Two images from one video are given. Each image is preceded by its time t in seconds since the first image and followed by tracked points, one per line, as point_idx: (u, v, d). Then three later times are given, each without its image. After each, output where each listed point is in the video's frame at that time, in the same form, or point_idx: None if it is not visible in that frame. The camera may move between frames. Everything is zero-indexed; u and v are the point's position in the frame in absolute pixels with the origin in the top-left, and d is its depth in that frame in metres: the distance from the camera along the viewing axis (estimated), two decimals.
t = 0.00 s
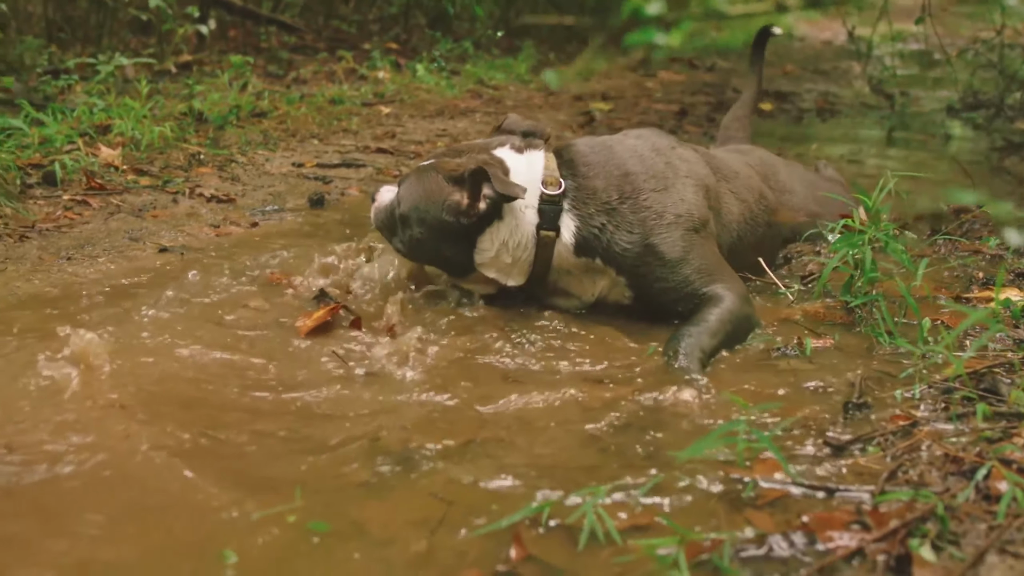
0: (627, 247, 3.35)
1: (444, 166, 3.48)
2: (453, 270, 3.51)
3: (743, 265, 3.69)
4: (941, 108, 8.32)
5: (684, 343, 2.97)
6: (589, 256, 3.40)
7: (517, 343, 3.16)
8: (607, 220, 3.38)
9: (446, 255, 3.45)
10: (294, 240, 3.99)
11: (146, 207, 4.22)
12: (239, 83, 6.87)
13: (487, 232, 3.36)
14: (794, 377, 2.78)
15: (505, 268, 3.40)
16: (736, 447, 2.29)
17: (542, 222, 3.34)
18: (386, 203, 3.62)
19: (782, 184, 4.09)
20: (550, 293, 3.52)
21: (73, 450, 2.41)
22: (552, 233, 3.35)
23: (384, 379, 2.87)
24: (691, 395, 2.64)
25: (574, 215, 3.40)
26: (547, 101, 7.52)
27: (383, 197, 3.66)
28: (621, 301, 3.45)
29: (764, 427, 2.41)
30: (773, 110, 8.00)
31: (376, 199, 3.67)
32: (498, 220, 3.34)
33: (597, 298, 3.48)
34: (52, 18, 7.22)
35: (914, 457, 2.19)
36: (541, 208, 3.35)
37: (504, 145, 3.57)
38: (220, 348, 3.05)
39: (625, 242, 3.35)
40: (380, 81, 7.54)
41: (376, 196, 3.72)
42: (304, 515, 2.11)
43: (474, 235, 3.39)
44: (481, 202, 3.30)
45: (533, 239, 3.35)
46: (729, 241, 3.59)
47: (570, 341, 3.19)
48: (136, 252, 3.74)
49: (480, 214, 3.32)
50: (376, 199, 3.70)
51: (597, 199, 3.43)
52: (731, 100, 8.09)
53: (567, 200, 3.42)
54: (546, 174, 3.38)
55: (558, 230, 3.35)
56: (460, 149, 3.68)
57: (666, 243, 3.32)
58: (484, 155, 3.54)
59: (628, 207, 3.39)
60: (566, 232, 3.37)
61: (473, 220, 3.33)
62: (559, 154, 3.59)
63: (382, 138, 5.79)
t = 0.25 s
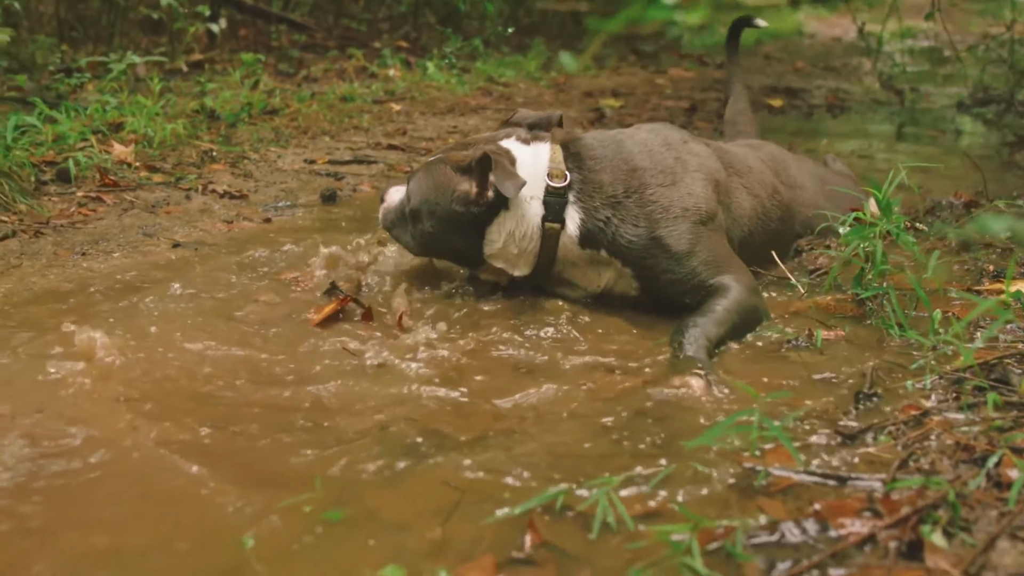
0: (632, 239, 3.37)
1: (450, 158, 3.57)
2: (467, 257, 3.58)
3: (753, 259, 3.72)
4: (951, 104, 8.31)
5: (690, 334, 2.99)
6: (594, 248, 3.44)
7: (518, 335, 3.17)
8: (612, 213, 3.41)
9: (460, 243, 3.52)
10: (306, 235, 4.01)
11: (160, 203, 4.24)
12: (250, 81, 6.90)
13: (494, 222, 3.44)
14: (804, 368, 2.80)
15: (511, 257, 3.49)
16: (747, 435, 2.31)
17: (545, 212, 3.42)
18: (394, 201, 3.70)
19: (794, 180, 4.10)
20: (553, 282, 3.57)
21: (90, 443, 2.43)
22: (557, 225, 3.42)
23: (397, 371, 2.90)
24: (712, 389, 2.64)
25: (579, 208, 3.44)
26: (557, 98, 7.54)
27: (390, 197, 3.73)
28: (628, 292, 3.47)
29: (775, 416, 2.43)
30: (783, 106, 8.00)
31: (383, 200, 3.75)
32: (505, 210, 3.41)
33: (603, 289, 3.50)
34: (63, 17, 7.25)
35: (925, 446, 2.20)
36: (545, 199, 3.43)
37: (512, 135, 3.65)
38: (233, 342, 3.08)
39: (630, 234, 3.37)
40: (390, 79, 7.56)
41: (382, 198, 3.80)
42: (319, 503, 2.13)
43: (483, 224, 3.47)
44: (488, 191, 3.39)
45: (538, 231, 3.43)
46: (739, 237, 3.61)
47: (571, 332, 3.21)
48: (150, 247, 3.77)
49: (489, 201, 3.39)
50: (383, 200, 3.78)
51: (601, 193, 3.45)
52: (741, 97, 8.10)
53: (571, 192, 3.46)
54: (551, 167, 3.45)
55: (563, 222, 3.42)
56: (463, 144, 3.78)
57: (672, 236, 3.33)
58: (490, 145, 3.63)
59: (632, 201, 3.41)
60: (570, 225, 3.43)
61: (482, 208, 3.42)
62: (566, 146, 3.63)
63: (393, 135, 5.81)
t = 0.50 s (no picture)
0: (639, 234, 3.39)
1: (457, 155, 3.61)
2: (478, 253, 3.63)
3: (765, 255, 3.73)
4: (961, 101, 8.30)
5: (695, 326, 3.03)
6: (602, 243, 3.47)
7: (527, 329, 3.20)
8: (619, 208, 3.43)
9: (470, 239, 3.58)
10: (318, 232, 4.03)
11: (172, 200, 4.26)
12: (261, 79, 6.92)
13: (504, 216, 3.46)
14: (814, 361, 2.81)
15: (520, 250, 3.51)
16: (759, 426, 2.33)
17: (555, 207, 3.45)
18: (403, 202, 3.76)
19: (806, 178, 4.11)
20: (562, 275, 3.60)
21: (108, 437, 2.45)
22: (565, 220, 3.45)
23: (409, 366, 2.92)
24: (717, 378, 2.68)
25: (586, 203, 3.48)
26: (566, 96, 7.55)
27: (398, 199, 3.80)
28: (635, 287, 3.49)
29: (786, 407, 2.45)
30: (793, 104, 8.00)
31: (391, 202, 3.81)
32: (513, 204, 3.43)
33: (610, 284, 3.53)
34: (75, 17, 7.29)
35: (936, 438, 2.21)
36: (553, 194, 3.45)
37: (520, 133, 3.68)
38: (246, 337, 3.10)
39: (637, 229, 3.39)
40: (401, 78, 7.59)
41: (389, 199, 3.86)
42: (335, 494, 2.15)
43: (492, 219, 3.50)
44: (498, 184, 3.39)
45: (546, 226, 3.46)
46: (751, 234, 3.62)
47: (578, 327, 3.22)
48: (163, 244, 3.79)
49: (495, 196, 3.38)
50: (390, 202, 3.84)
51: (608, 187, 3.48)
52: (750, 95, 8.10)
53: (579, 187, 3.50)
54: (559, 162, 3.47)
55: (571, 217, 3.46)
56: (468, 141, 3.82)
57: (678, 230, 3.33)
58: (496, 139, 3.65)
59: (639, 195, 3.43)
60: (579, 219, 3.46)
61: (493, 201, 3.41)
62: (573, 144, 3.67)
63: (404, 133, 5.83)
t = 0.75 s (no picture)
0: (646, 231, 3.41)
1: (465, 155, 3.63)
2: (485, 254, 3.66)
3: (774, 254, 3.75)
4: (971, 101, 8.30)
5: (702, 317, 3.07)
6: (610, 241, 3.49)
7: (536, 326, 3.21)
8: (627, 206, 3.45)
9: (478, 240, 3.60)
10: (328, 231, 4.05)
11: (184, 199, 4.28)
12: (271, 80, 6.95)
13: (513, 217, 3.48)
14: (823, 358, 2.83)
15: (530, 250, 3.54)
16: (770, 421, 2.34)
17: (563, 206, 3.47)
18: (408, 205, 3.77)
19: (816, 176, 4.12)
20: (569, 275, 3.62)
21: (121, 433, 2.47)
22: (574, 218, 3.47)
23: (420, 363, 2.93)
24: (722, 369, 2.71)
25: (595, 201, 3.50)
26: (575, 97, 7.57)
27: (402, 202, 3.81)
28: (642, 284, 3.51)
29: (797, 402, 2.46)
30: (802, 104, 8.01)
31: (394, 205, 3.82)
32: (523, 201, 3.45)
33: (616, 281, 3.56)
34: (86, 19, 7.31)
35: (945, 432, 2.22)
36: (562, 191, 3.46)
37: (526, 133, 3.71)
38: (258, 334, 3.12)
39: (645, 226, 3.41)
40: (410, 79, 7.60)
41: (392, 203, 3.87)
42: (349, 488, 2.17)
43: (501, 219, 3.52)
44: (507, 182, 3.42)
45: (554, 224, 3.47)
46: (761, 233, 3.64)
47: (586, 322, 3.24)
48: (176, 242, 3.81)
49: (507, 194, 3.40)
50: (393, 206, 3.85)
51: (616, 185, 3.50)
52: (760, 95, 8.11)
53: (587, 185, 3.52)
54: (566, 160, 3.50)
55: (580, 215, 3.47)
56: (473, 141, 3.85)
57: (685, 227, 3.36)
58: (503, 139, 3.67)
59: (647, 193, 3.45)
60: (587, 218, 3.49)
61: (502, 200, 3.45)
62: (579, 142, 3.68)
63: (413, 132, 5.85)
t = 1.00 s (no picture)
0: (654, 231, 3.42)
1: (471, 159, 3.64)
2: (490, 258, 3.66)
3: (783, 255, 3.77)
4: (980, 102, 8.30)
5: (709, 309, 3.13)
6: (618, 242, 3.50)
7: (546, 326, 3.22)
8: (635, 206, 3.46)
9: (484, 244, 3.61)
10: (338, 231, 4.07)
11: (195, 200, 4.30)
12: (281, 83, 6.97)
13: (521, 220, 3.49)
14: (832, 357, 2.84)
15: (540, 254, 3.54)
16: (782, 418, 2.35)
17: (572, 208, 3.48)
18: (411, 210, 3.78)
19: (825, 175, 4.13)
20: (578, 276, 3.64)
21: (134, 431, 2.49)
22: (583, 220, 3.48)
23: (430, 363, 2.94)
24: (727, 364, 2.76)
25: (603, 202, 3.52)
26: (584, 99, 7.58)
27: (404, 208, 3.81)
28: (650, 283, 3.53)
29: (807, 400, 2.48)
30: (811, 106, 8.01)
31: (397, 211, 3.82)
32: (531, 203, 3.46)
33: (625, 282, 3.58)
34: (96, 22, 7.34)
35: (954, 429, 2.23)
36: (570, 195, 3.47)
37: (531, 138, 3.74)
38: (269, 334, 3.13)
39: (653, 226, 3.43)
40: (419, 82, 7.62)
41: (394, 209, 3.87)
42: (361, 485, 2.18)
43: (509, 222, 3.53)
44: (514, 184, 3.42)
45: (564, 227, 3.47)
46: (768, 233, 3.66)
47: (595, 319, 3.26)
48: (187, 243, 3.83)
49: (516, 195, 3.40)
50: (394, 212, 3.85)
51: (623, 187, 3.52)
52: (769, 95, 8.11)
53: (595, 187, 3.54)
54: (575, 163, 3.51)
55: (588, 217, 3.49)
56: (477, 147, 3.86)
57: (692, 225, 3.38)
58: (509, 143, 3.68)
59: (654, 194, 3.47)
60: (596, 220, 3.51)
61: (509, 203, 3.45)
62: (584, 146, 3.71)
63: (422, 134, 5.87)
